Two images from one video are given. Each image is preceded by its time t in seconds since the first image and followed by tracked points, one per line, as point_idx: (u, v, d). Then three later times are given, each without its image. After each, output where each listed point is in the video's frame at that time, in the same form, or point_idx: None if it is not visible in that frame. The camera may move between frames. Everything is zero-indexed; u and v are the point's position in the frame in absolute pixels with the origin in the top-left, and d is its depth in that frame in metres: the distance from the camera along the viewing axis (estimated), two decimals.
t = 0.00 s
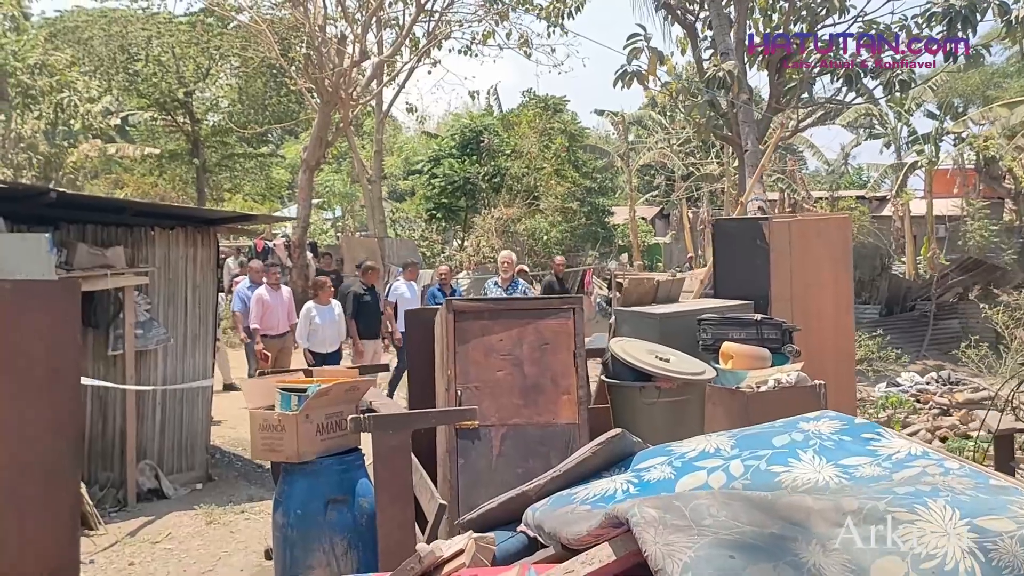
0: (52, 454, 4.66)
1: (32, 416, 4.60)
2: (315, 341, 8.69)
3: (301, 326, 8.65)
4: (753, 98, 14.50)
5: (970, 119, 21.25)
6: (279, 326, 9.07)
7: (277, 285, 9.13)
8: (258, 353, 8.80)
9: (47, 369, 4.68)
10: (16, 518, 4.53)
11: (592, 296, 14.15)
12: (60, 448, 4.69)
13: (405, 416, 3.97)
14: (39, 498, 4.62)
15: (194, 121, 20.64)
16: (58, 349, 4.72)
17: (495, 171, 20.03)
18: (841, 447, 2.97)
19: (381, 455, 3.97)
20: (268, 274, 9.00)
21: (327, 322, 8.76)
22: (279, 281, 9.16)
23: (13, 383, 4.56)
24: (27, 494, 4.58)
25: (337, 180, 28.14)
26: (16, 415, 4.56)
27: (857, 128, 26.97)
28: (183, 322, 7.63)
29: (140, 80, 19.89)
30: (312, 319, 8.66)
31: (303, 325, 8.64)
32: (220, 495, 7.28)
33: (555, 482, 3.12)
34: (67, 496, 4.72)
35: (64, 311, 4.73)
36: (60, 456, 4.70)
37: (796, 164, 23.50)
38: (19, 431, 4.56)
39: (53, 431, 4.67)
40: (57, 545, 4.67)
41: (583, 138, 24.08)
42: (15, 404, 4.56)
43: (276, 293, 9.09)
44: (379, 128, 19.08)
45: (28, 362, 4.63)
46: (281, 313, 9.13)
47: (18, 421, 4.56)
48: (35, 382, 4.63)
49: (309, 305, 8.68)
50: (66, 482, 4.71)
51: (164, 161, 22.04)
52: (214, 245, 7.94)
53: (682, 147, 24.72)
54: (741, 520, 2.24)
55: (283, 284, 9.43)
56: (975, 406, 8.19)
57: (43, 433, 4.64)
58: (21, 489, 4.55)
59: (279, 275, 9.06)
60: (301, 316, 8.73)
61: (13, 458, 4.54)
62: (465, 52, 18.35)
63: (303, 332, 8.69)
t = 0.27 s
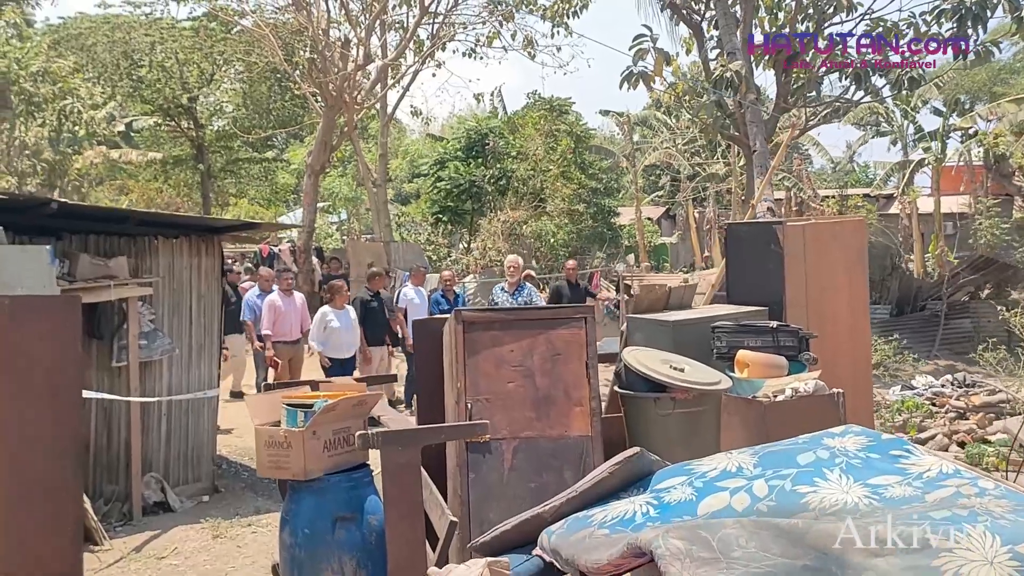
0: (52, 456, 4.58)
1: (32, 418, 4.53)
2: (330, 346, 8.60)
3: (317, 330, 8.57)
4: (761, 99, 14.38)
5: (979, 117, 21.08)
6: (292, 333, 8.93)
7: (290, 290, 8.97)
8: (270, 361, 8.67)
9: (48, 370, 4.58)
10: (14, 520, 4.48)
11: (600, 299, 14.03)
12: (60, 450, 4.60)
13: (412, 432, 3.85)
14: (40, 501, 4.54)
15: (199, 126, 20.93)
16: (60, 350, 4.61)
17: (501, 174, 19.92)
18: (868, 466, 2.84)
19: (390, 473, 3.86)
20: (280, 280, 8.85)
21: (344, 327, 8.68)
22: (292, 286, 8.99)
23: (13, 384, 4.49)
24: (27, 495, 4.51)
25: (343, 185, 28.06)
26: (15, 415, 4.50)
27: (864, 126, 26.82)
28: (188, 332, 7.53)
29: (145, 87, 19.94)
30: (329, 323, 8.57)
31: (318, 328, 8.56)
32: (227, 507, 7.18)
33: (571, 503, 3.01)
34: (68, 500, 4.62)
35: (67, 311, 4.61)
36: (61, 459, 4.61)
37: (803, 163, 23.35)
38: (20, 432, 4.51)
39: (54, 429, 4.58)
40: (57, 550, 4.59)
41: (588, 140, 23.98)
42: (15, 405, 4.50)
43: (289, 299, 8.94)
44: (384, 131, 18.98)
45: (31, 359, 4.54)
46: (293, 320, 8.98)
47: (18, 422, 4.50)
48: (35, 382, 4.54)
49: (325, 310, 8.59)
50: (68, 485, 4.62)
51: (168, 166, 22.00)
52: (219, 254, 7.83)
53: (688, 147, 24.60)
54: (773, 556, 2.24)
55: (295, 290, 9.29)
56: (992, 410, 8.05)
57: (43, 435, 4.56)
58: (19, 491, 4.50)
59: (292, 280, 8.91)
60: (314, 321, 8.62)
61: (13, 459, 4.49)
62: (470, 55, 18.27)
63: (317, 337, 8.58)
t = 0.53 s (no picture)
0: (52, 456, 4.46)
1: (32, 416, 4.42)
2: (349, 353, 8.50)
3: (334, 337, 8.45)
4: (773, 98, 14.17)
5: (992, 114, 20.83)
6: (305, 342, 8.78)
7: (302, 298, 8.84)
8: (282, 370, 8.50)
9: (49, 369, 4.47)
10: (13, 520, 4.38)
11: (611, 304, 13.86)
12: (61, 450, 4.47)
13: (423, 444, 3.70)
14: (39, 499, 4.44)
15: (206, 134, 20.57)
16: (61, 349, 4.50)
17: (510, 178, 19.75)
18: (906, 480, 2.68)
19: (400, 488, 3.72)
20: (292, 288, 8.72)
21: (362, 334, 8.58)
22: (304, 294, 8.86)
23: (13, 383, 4.40)
24: (26, 494, 4.41)
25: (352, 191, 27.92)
26: (15, 414, 4.41)
27: (875, 125, 26.55)
28: (195, 341, 7.42)
29: (152, 94, 19.86)
30: (347, 330, 8.47)
31: (336, 337, 8.44)
32: (236, 520, 7.06)
33: (591, 521, 2.86)
34: (68, 500, 4.49)
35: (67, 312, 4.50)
36: (60, 459, 4.49)
37: (815, 163, 23.12)
38: (21, 431, 4.41)
39: (55, 429, 4.46)
40: (56, 551, 4.46)
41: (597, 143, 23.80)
42: (15, 404, 4.40)
43: (302, 307, 8.81)
44: (391, 136, 18.84)
45: (32, 358, 4.44)
46: (307, 329, 8.84)
47: (18, 421, 4.40)
48: (35, 382, 4.44)
49: (342, 317, 8.47)
50: (68, 485, 4.48)
51: (176, 173, 21.88)
52: (226, 261, 7.72)
53: (697, 148, 24.38)
54: None
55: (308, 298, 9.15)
56: (1017, 414, 7.86)
57: (42, 434, 4.44)
58: (17, 490, 4.40)
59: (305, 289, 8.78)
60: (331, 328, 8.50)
61: (12, 457, 4.39)
62: (478, 58, 18.14)
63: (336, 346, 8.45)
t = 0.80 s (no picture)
0: (52, 456, 4.40)
1: (32, 418, 4.38)
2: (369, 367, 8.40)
3: (355, 350, 8.33)
4: (786, 104, 14.01)
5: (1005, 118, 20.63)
6: (318, 354, 8.66)
7: (313, 309, 8.71)
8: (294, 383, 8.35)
9: (52, 371, 4.43)
10: (13, 521, 4.32)
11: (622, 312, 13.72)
12: (61, 450, 4.42)
13: (437, 463, 3.55)
14: (39, 499, 4.38)
15: (215, 142, 20.70)
16: (63, 349, 4.46)
17: (519, 185, 19.63)
18: (951, 505, 2.53)
19: (412, 509, 3.56)
20: (302, 300, 8.60)
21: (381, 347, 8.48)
22: (316, 305, 8.74)
23: (13, 383, 4.36)
24: (26, 495, 4.35)
25: (361, 199, 27.82)
26: (16, 414, 4.36)
27: (885, 131, 26.39)
28: (202, 352, 7.29)
29: (161, 104, 19.81)
30: (368, 344, 8.35)
31: (358, 348, 8.32)
32: (244, 535, 6.92)
33: (615, 548, 2.71)
34: (69, 500, 4.43)
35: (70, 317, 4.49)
36: (61, 461, 4.43)
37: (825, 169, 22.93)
38: (20, 431, 4.36)
39: (56, 431, 4.42)
40: (56, 552, 4.39)
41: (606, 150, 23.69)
42: (15, 405, 4.36)
43: (313, 319, 8.68)
44: (401, 143, 18.71)
45: (33, 359, 4.40)
46: (319, 341, 8.71)
47: (18, 421, 4.36)
48: (38, 383, 4.40)
49: (360, 330, 8.34)
50: (69, 485, 4.43)
51: (185, 182, 21.83)
52: (233, 270, 7.61)
53: (707, 155, 24.23)
54: None
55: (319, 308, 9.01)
56: None
57: (42, 434, 4.39)
58: (17, 491, 4.34)
59: (315, 300, 8.66)
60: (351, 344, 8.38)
61: (12, 458, 4.34)
62: (487, 66, 18.10)
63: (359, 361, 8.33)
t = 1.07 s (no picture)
0: (52, 457, 4.31)
1: (33, 417, 4.29)
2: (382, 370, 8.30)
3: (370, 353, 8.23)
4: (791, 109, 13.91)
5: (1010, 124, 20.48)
6: (324, 360, 8.54)
7: (319, 315, 8.58)
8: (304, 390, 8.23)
9: (52, 370, 4.34)
10: (13, 522, 4.21)
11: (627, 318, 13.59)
12: (60, 449, 4.32)
13: (445, 475, 3.43)
14: (40, 499, 4.27)
15: (217, 149, 20.54)
16: (63, 349, 4.37)
17: (523, 191, 19.52)
18: (988, 520, 2.38)
19: (419, 522, 3.44)
20: (309, 305, 8.45)
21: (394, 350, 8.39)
22: (322, 310, 8.61)
23: (13, 382, 4.26)
24: (26, 496, 4.24)
25: (363, 205, 27.71)
26: (16, 414, 4.27)
27: (889, 137, 26.27)
28: (204, 360, 7.17)
29: (164, 109, 19.53)
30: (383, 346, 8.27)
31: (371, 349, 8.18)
32: (245, 546, 6.80)
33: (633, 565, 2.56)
34: (69, 502, 4.33)
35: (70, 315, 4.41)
36: (61, 461, 4.34)
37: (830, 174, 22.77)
38: (20, 432, 4.26)
39: (57, 431, 4.33)
40: (58, 553, 4.28)
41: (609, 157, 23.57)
42: (15, 405, 4.26)
43: (320, 324, 8.56)
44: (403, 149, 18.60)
45: (33, 359, 4.30)
46: (325, 346, 8.58)
47: (19, 422, 4.27)
48: (38, 382, 4.31)
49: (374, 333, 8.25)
50: (68, 485, 4.33)
51: (187, 188, 21.77)
52: (235, 277, 7.51)
53: (710, 161, 24.11)
54: None
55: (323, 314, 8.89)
56: None
57: (42, 434, 4.30)
58: (17, 492, 4.23)
59: (322, 305, 8.50)
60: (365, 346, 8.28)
61: (10, 458, 4.23)
62: (489, 71, 18.03)
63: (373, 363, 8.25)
